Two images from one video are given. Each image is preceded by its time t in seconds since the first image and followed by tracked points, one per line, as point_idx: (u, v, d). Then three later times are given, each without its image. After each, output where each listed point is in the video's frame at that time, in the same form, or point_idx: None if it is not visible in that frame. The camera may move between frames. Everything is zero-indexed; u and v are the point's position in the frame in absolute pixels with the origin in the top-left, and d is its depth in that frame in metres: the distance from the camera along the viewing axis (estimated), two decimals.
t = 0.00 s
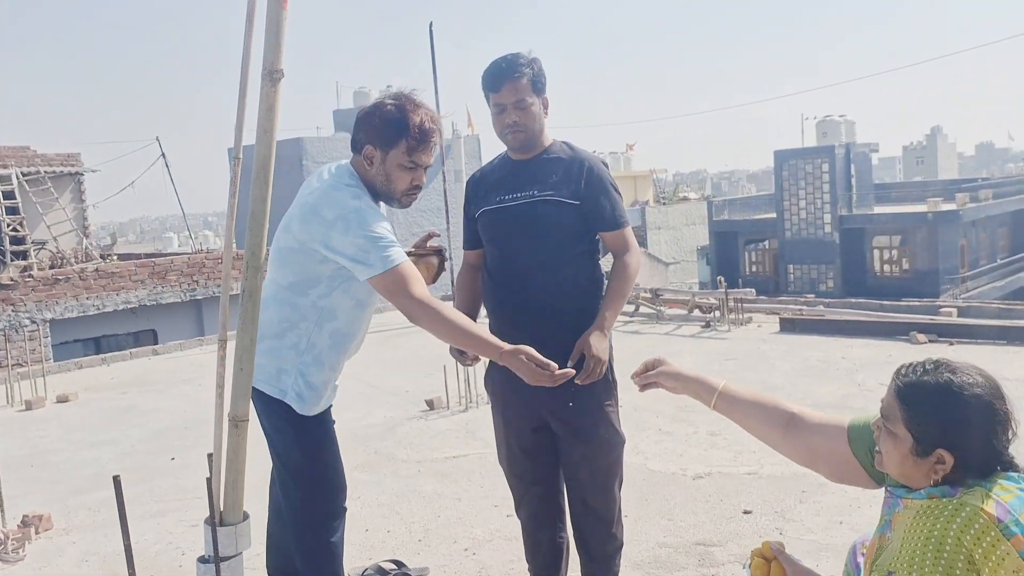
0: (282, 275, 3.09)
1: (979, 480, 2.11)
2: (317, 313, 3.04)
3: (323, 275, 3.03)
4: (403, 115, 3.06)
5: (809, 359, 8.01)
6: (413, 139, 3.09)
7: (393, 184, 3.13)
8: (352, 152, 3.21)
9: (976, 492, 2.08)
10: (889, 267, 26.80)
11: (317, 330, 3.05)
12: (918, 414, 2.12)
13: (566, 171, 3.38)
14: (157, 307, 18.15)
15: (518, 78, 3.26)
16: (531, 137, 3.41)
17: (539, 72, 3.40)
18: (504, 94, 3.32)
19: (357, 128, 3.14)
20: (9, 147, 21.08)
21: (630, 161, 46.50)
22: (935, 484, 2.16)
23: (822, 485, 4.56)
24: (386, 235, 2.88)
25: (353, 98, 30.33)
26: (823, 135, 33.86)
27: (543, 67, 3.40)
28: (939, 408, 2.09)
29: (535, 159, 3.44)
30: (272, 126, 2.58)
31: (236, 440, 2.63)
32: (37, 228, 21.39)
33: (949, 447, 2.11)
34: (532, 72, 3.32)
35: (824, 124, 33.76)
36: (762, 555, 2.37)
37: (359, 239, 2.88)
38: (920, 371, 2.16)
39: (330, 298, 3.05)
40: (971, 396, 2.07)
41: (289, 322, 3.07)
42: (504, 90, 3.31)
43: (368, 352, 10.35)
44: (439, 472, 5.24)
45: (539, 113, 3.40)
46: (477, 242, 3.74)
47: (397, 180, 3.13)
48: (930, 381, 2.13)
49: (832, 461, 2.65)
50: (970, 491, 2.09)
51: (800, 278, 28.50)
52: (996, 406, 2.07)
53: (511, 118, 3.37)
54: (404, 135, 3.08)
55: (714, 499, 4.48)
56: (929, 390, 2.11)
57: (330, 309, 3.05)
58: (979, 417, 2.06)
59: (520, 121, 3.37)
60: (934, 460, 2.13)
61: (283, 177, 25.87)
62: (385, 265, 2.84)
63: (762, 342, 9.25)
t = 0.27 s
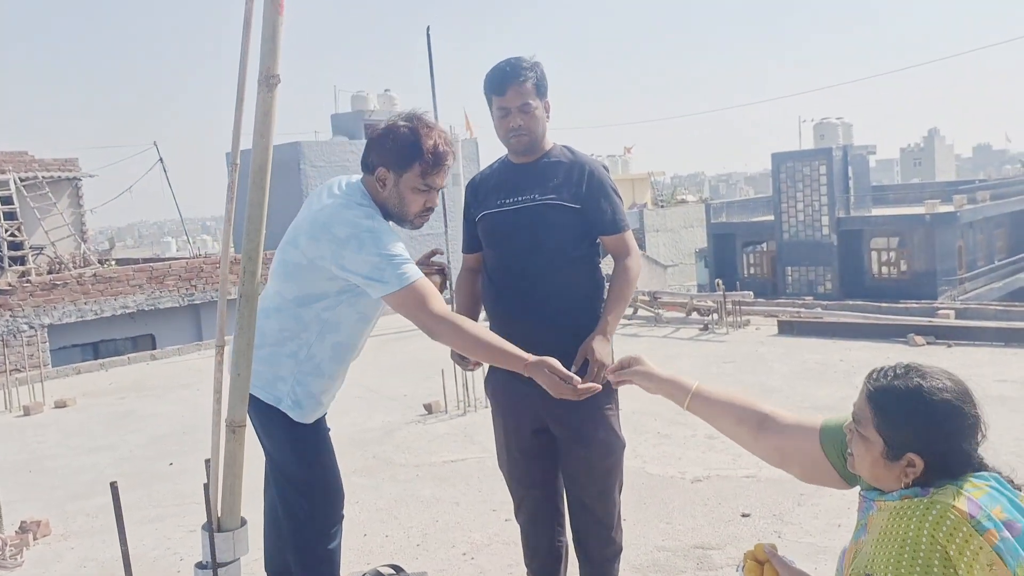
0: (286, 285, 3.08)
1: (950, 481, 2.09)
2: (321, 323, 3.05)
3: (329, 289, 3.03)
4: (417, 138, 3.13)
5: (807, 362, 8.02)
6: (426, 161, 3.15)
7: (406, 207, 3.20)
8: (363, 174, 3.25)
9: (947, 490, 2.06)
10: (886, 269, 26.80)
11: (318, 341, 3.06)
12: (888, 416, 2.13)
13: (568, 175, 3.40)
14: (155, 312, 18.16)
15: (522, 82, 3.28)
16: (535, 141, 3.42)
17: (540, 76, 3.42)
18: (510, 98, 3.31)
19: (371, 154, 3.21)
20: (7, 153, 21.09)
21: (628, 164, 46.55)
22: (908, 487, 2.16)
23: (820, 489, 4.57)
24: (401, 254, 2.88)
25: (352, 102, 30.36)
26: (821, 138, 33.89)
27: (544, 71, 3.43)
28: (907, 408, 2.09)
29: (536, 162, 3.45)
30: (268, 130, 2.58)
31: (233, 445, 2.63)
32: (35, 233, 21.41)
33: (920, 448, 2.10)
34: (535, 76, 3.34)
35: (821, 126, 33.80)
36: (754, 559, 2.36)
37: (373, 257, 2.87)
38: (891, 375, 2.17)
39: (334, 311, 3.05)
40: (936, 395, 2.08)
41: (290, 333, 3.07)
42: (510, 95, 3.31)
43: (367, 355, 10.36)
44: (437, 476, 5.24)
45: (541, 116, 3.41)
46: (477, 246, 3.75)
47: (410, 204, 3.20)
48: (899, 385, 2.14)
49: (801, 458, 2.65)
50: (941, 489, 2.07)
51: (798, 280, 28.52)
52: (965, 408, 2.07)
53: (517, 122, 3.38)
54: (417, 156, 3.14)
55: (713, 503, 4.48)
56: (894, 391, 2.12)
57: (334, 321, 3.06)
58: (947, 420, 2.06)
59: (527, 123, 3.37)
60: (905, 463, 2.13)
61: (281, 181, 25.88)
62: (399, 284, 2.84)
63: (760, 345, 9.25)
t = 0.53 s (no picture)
0: (286, 291, 3.07)
1: (927, 478, 2.16)
2: (321, 330, 3.05)
3: (330, 296, 3.03)
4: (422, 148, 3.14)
5: (804, 363, 8.02)
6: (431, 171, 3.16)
7: (410, 217, 3.20)
8: (366, 183, 3.25)
9: (925, 487, 2.13)
10: (884, 271, 26.82)
11: (318, 346, 3.06)
12: (866, 421, 2.19)
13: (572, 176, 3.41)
14: (152, 316, 18.13)
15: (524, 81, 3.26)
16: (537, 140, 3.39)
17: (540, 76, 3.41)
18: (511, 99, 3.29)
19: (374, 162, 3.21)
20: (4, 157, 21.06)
21: (625, 167, 46.58)
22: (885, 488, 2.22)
23: (819, 491, 4.57)
24: (406, 263, 2.89)
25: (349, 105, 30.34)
26: (818, 139, 33.92)
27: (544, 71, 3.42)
28: (884, 413, 2.16)
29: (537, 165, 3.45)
30: (263, 132, 2.56)
31: (229, 448, 2.62)
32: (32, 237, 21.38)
33: (898, 451, 2.17)
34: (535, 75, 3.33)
35: (818, 128, 33.84)
36: (747, 562, 2.38)
37: (378, 265, 2.87)
38: (867, 380, 2.23)
39: (335, 317, 3.05)
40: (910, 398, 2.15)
41: (290, 337, 3.06)
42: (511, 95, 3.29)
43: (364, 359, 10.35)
44: (435, 479, 5.24)
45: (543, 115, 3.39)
46: (478, 248, 3.75)
47: (415, 214, 3.20)
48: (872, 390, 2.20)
49: (780, 459, 2.77)
50: (921, 486, 2.14)
51: (796, 282, 28.53)
52: (939, 409, 2.14)
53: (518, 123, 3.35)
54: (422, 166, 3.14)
55: (711, 505, 4.47)
56: (869, 397, 2.19)
57: (334, 328, 3.06)
58: (922, 423, 2.14)
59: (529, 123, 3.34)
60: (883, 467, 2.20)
61: (278, 185, 25.86)
62: (405, 292, 2.85)
63: (758, 347, 9.26)
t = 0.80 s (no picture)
0: (273, 295, 3.05)
1: (908, 475, 2.19)
2: (309, 333, 3.03)
3: (318, 300, 3.01)
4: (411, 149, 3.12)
5: (792, 364, 8.06)
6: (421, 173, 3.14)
7: (399, 220, 3.19)
8: (354, 186, 3.24)
9: (906, 484, 2.17)
10: (870, 271, 26.99)
11: (306, 349, 3.04)
12: (843, 423, 2.23)
13: (564, 177, 3.41)
14: (139, 319, 18.03)
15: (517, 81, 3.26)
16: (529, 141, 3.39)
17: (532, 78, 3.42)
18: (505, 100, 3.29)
19: (363, 163, 3.18)
20: None
21: (613, 169, 46.69)
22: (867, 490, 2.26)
23: (807, 491, 4.58)
24: (395, 268, 2.88)
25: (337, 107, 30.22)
26: (804, 141, 34.06)
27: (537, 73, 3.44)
28: (862, 416, 2.20)
29: (530, 165, 3.44)
30: (249, 133, 2.54)
31: (216, 452, 2.60)
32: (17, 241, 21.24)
33: (878, 452, 2.21)
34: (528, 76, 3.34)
35: (805, 129, 34.00)
36: (736, 562, 2.40)
37: (367, 270, 2.86)
38: (841, 384, 2.27)
39: (324, 322, 3.03)
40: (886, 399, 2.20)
41: (277, 341, 3.04)
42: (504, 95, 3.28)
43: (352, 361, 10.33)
44: (424, 481, 5.23)
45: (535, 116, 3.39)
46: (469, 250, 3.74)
47: (403, 216, 3.19)
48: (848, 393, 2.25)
49: (762, 458, 2.78)
50: (902, 483, 2.18)
51: (783, 283, 28.65)
52: (914, 408, 2.19)
53: (510, 123, 3.35)
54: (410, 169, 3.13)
55: (700, 505, 4.48)
56: (844, 401, 2.24)
57: (323, 333, 3.04)
58: (899, 423, 2.18)
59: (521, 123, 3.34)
60: (866, 468, 2.24)
61: (266, 188, 25.77)
62: (393, 297, 2.85)
63: (746, 347, 9.29)
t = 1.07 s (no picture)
0: (247, 297, 3.03)
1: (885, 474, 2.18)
2: (283, 335, 3.01)
3: (289, 302, 2.99)
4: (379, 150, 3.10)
5: (768, 366, 8.12)
6: (390, 174, 3.14)
7: (371, 220, 3.21)
8: (327, 186, 3.23)
9: (884, 483, 2.13)
10: (845, 273, 27.27)
11: (280, 352, 3.02)
12: (818, 420, 2.24)
13: (550, 182, 3.44)
14: (114, 324, 17.85)
15: (500, 86, 3.26)
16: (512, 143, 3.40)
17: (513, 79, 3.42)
18: (487, 105, 3.28)
19: (334, 162, 3.18)
20: None
21: (591, 172, 46.81)
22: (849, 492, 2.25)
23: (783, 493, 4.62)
24: (364, 268, 2.87)
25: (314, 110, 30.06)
26: (780, 144, 34.32)
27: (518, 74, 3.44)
28: (836, 413, 2.21)
29: (513, 169, 3.45)
30: (224, 135, 2.51)
31: (190, 457, 2.58)
32: None
33: (855, 449, 2.20)
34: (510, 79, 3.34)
35: (781, 133, 34.27)
36: (710, 569, 2.47)
37: (336, 270, 2.84)
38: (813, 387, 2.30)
39: (296, 323, 3.01)
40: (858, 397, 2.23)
41: (252, 343, 3.03)
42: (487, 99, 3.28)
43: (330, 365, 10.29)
44: (402, 486, 5.21)
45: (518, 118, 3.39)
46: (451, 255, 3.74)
47: (375, 216, 3.21)
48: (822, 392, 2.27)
49: (743, 462, 2.81)
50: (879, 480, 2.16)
51: (760, 285, 28.85)
52: (883, 408, 2.22)
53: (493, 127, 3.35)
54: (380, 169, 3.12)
55: (677, 507, 4.50)
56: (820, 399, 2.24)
57: (294, 334, 3.02)
58: (874, 421, 2.20)
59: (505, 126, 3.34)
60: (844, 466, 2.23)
61: (242, 191, 25.60)
62: (362, 298, 2.83)
63: (723, 349, 9.35)
